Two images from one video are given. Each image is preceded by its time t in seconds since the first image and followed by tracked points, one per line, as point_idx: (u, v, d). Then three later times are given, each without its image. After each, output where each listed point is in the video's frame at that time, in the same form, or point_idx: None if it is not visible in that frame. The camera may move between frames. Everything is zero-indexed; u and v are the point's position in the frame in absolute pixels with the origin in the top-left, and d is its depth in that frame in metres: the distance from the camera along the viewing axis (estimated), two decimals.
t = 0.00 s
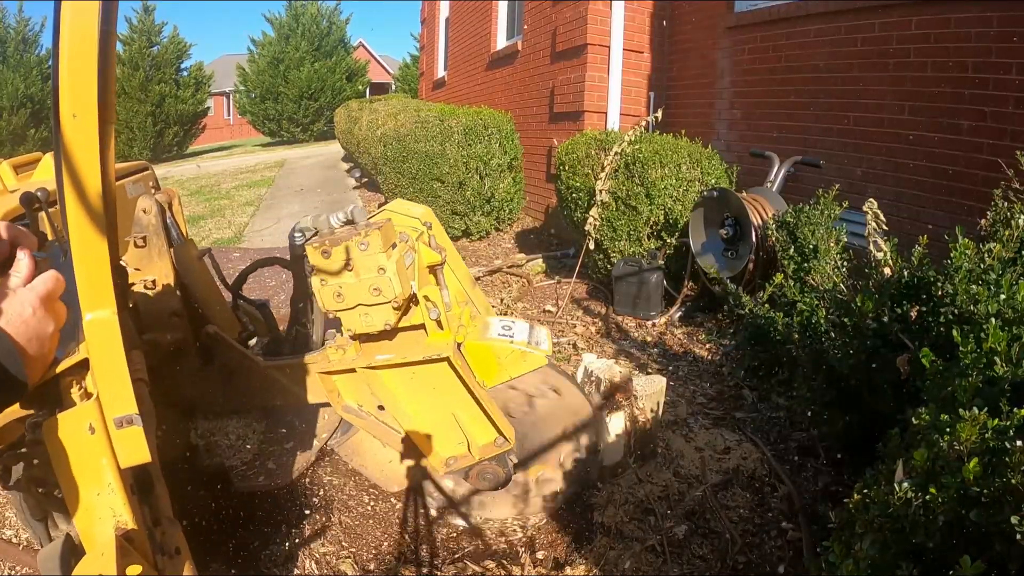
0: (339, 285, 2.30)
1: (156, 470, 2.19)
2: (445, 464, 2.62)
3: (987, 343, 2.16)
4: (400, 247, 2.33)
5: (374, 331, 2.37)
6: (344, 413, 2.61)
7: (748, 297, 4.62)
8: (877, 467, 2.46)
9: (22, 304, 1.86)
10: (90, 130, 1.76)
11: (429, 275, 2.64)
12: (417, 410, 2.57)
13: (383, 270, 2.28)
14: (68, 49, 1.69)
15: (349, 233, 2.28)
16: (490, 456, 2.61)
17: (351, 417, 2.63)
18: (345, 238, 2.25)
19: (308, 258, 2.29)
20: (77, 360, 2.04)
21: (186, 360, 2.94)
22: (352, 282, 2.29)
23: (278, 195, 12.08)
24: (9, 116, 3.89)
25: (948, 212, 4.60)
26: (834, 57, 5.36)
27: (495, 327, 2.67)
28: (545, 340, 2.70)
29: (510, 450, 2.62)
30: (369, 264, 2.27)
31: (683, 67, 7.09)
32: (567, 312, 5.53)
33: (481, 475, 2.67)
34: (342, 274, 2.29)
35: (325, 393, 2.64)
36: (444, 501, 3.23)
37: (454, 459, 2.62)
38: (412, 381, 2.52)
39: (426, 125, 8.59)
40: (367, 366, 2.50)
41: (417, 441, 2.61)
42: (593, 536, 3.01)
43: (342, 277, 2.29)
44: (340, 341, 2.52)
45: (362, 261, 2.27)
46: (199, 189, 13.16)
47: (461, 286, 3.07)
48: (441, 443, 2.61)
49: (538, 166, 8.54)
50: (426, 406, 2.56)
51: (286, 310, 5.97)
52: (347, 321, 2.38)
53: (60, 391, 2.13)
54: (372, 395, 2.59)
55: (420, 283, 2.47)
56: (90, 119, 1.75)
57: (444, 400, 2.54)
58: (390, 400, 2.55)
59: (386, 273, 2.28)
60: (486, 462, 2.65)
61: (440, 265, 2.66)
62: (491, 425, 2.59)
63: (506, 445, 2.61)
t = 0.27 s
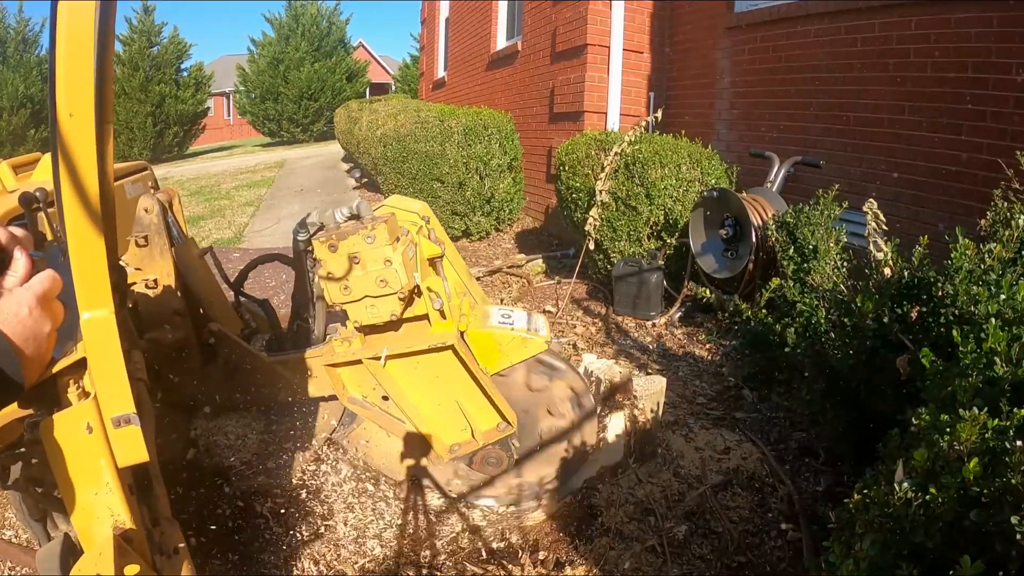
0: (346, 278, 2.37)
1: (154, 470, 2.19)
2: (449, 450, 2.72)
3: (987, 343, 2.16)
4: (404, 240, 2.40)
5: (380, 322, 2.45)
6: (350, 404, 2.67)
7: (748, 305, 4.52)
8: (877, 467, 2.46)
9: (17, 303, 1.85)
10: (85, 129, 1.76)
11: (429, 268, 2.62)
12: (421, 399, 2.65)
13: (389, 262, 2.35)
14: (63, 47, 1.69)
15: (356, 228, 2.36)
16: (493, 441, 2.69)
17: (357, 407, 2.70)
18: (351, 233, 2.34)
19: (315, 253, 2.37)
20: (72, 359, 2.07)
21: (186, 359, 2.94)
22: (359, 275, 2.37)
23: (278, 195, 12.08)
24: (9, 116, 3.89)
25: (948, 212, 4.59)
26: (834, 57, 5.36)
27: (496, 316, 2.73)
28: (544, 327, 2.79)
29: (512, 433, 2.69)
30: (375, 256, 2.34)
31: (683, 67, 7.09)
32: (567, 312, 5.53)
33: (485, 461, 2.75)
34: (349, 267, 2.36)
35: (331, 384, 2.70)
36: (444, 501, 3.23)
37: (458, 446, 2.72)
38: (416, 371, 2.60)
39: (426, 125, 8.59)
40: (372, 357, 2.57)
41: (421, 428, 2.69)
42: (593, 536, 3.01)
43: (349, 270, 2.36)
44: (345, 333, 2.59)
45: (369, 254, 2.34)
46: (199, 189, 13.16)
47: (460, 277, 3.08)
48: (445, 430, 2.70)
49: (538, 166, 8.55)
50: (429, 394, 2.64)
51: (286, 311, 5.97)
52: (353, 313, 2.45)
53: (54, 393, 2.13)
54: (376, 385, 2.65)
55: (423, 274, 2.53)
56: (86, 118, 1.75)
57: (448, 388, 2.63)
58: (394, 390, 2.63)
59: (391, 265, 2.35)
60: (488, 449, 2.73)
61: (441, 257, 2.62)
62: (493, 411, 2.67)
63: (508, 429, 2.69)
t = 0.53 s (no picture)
0: (351, 271, 2.37)
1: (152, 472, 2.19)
2: (454, 441, 2.71)
3: (987, 343, 2.15)
4: (409, 233, 2.40)
5: (385, 314, 2.44)
6: (355, 397, 2.65)
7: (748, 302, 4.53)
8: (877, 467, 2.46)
9: (5, 307, 1.88)
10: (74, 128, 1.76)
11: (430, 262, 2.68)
12: (425, 390, 2.66)
13: (395, 254, 2.35)
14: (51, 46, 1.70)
15: (360, 221, 2.36)
16: (497, 429, 2.70)
17: (361, 401, 2.68)
18: (357, 226, 2.34)
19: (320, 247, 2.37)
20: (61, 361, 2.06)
21: (186, 360, 2.94)
22: (364, 268, 2.36)
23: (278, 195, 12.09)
24: (9, 117, 3.89)
25: (948, 212, 4.60)
26: (833, 57, 5.36)
27: (496, 306, 2.83)
28: (544, 315, 2.91)
29: (515, 421, 2.71)
30: (381, 249, 2.34)
31: (683, 67, 7.10)
32: (567, 312, 5.54)
33: (488, 449, 2.80)
34: (354, 261, 2.36)
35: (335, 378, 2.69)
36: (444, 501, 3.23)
37: (462, 435, 2.71)
38: (420, 361, 2.62)
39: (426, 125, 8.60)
40: (377, 349, 2.57)
41: (425, 419, 2.68)
42: (593, 537, 3.00)
43: (354, 263, 2.36)
44: (349, 326, 2.58)
45: (374, 246, 2.34)
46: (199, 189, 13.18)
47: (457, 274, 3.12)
48: (449, 421, 2.70)
49: (538, 166, 8.55)
50: (433, 384, 2.65)
51: (286, 311, 5.97)
52: (358, 307, 2.45)
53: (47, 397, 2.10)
54: (381, 377, 2.65)
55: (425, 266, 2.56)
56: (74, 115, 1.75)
57: (451, 377, 2.64)
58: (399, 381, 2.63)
59: (397, 257, 2.36)
60: (492, 438, 2.78)
61: (440, 250, 2.72)
62: (496, 399, 2.69)
63: (511, 417, 2.71)
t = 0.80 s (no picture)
0: (356, 264, 2.41)
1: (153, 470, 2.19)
2: (455, 425, 2.75)
3: (987, 343, 2.15)
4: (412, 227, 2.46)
5: (390, 306, 2.47)
6: (359, 387, 2.68)
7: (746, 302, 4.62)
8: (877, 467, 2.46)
9: (3, 305, 1.87)
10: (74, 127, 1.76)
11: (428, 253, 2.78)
12: (427, 377, 2.68)
13: (399, 247, 2.40)
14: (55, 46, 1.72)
15: (365, 216, 2.41)
16: (498, 413, 2.73)
17: (365, 391, 2.70)
18: (361, 221, 2.39)
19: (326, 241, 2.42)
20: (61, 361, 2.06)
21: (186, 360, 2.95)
22: (368, 261, 2.41)
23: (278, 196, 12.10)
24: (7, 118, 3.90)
25: (948, 212, 4.59)
26: (833, 58, 5.36)
27: (494, 294, 2.91)
28: (538, 302, 3.00)
29: (516, 404, 2.74)
30: (385, 242, 2.39)
31: (683, 68, 7.10)
32: (567, 312, 5.54)
33: (489, 433, 2.79)
34: (359, 253, 2.40)
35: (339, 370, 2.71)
36: (443, 501, 3.23)
37: (464, 420, 2.75)
38: (423, 350, 2.65)
39: (426, 126, 8.61)
40: (381, 339, 2.60)
41: (428, 407, 2.71)
42: (594, 537, 3.00)
43: (359, 256, 2.40)
44: (354, 318, 2.62)
45: (378, 240, 2.39)
46: (198, 190, 13.19)
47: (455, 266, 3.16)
48: (451, 406, 2.72)
49: (538, 167, 8.55)
50: (436, 371, 2.67)
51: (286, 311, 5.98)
52: (363, 299, 2.48)
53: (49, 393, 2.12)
54: (384, 366, 2.67)
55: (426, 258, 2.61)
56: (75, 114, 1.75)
57: (453, 364, 2.67)
58: (402, 370, 2.66)
59: (401, 250, 2.41)
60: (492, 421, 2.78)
61: (437, 243, 2.80)
62: (498, 383, 2.72)
63: (512, 400, 2.74)
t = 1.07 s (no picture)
0: (360, 255, 2.61)
1: (155, 469, 2.20)
2: (457, 411, 2.96)
3: (987, 343, 2.15)
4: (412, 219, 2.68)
5: (392, 294, 2.68)
6: (364, 377, 2.87)
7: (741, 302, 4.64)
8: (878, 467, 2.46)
9: (12, 307, 1.86)
10: (84, 132, 1.77)
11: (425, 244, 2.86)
12: (429, 365, 2.89)
13: (401, 238, 2.61)
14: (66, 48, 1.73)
15: (368, 209, 2.61)
16: (498, 395, 2.96)
17: (371, 380, 2.90)
18: (365, 214, 2.59)
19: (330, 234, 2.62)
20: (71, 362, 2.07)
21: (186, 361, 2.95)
22: (372, 251, 2.61)
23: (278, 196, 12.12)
24: (7, 118, 3.91)
25: (948, 212, 4.60)
26: (833, 58, 5.37)
27: (490, 283, 3.09)
28: (532, 288, 3.17)
29: (514, 386, 2.98)
30: (388, 233, 2.59)
31: (683, 68, 7.10)
32: (567, 313, 5.54)
33: (491, 416, 3.02)
34: (363, 245, 2.61)
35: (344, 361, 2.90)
36: (444, 502, 3.24)
37: (465, 406, 2.96)
38: (424, 339, 2.86)
39: (425, 126, 8.61)
40: (384, 329, 2.80)
41: (431, 393, 2.91)
42: (594, 538, 3.00)
43: (362, 247, 2.61)
44: (357, 310, 2.81)
45: (381, 231, 2.59)
46: (198, 190, 13.21)
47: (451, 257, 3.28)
48: (452, 392, 2.94)
49: (538, 167, 8.55)
50: (437, 358, 2.89)
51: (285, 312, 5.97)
52: (368, 289, 2.67)
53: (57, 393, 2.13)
54: (388, 356, 2.89)
55: (425, 249, 2.80)
56: (86, 119, 1.76)
57: (453, 351, 2.90)
58: (406, 358, 2.87)
59: (403, 240, 2.62)
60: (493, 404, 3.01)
61: (435, 235, 2.87)
62: (495, 368, 2.95)
63: (510, 382, 2.98)
